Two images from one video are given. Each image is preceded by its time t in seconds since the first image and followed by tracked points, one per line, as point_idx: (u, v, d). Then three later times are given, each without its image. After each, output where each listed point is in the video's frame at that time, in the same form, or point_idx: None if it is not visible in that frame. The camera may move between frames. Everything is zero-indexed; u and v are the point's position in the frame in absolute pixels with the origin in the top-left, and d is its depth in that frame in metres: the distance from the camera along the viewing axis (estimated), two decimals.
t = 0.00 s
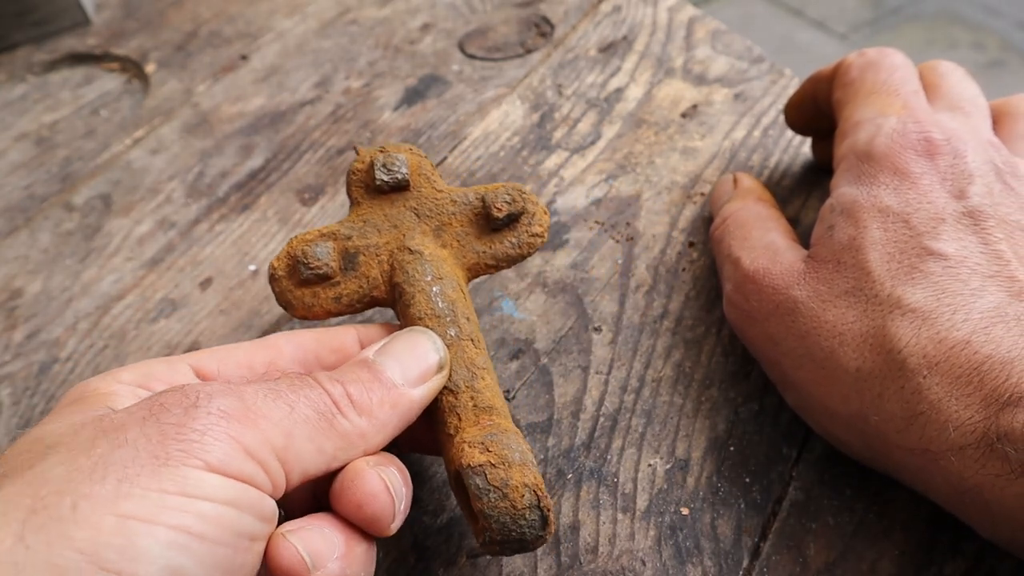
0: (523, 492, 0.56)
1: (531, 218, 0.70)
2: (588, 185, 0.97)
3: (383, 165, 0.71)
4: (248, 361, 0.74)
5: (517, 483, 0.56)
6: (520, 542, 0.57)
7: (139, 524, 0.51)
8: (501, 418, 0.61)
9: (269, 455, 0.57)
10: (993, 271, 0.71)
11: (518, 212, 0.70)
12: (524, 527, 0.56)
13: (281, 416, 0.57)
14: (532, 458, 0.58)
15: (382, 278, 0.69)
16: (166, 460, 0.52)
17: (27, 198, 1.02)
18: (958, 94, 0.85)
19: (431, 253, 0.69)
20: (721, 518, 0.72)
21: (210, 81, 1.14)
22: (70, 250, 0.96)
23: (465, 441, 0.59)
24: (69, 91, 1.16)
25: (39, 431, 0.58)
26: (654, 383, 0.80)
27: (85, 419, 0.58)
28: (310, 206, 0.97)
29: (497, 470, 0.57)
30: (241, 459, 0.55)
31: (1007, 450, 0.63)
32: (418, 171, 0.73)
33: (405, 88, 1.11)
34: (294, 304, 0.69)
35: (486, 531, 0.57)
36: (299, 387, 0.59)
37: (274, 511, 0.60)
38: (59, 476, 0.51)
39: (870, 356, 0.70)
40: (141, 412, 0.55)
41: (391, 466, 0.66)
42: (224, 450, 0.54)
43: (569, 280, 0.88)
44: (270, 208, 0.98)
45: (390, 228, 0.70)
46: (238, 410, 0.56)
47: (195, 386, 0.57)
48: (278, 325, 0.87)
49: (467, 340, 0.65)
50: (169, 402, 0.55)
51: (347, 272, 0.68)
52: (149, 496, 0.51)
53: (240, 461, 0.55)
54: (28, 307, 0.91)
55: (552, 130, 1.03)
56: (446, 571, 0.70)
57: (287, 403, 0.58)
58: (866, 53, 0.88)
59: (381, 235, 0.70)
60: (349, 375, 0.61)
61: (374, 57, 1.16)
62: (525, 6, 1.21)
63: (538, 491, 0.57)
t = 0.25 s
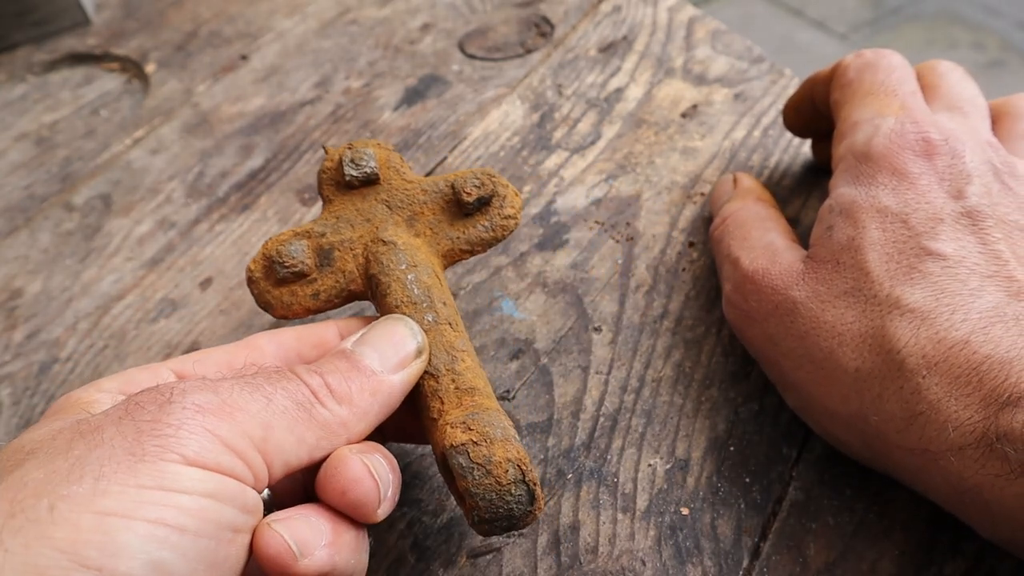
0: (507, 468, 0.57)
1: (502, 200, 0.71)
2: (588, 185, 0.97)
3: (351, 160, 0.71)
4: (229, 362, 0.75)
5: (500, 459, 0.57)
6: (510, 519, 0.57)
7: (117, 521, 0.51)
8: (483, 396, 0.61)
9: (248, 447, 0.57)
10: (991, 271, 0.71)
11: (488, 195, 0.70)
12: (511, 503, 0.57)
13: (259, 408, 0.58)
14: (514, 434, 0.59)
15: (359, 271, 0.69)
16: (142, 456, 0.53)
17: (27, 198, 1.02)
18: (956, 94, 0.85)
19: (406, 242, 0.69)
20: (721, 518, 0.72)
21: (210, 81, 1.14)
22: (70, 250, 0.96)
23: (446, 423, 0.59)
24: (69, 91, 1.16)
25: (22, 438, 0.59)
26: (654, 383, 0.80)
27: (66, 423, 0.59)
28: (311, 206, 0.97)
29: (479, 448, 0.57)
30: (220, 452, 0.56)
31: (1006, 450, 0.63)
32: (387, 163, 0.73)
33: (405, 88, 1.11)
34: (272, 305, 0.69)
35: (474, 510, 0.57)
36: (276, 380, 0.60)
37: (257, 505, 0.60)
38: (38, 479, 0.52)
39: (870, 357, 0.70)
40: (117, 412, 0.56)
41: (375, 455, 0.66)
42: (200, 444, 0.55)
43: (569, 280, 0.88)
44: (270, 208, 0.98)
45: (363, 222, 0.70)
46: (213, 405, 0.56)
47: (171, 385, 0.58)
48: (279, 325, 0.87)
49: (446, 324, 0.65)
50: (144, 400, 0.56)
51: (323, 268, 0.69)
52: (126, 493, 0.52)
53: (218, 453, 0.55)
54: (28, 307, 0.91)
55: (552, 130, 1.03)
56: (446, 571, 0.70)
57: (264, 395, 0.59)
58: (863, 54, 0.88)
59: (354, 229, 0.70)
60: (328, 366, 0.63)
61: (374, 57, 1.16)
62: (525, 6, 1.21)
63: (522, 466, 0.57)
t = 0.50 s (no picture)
0: (504, 468, 0.57)
1: (501, 199, 0.71)
2: (588, 185, 0.97)
3: (349, 160, 0.71)
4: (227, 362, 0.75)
5: (496, 460, 0.57)
6: (507, 520, 0.57)
7: (113, 523, 0.51)
8: (481, 397, 0.61)
9: (245, 448, 0.57)
10: (991, 271, 0.71)
11: (487, 194, 0.70)
12: (508, 503, 0.57)
13: (256, 410, 0.58)
14: (511, 434, 0.59)
15: (357, 271, 0.69)
16: (138, 458, 0.53)
17: (27, 198, 1.02)
18: (956, 94, 0.85)
19: (403, 241, 0.69)
20: (721, 518, 0.72)
21: (210, 81, 1.14)
22: (69, 250, 0.96)
23: (444, 424, 0.59)
24: (69, 91, 1.16)
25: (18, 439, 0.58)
26: (654, 383, 0.80)
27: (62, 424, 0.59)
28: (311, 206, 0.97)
29: (476, 449, 0.57)
30: (216, 454, 0.56)
31: (1006, 450, 0.63)
32: (386, 163, 0.73)
33: (405, 88, 1.11)
34: (271, 305, 0.69)
35: (471, 511, 0.57)
36: (274, 381, 0.60)
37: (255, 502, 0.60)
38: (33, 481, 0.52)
39: (870, 357, 0.70)
40: (113, 414, 0.56)
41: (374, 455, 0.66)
42: (196, 446, 0.55)
43: (569, 280, 0.88)
44: (270, 208, 0.98)
45: (361, 222, 0.70)
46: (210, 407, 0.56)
47: (168, 386, 0.58)
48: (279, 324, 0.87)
49: (443, 324, 0.65)
50: (141, 402, 0.56)
51: (321, 269, 0.69)
52: (122, 495, 0.52)
53: (215, 455, 0.56)
54: (28, 307, 0.91)
55: (552, 130, 1.03)
56: (446, 571, 0.70)
57: (262, 397, 0.59)
58: (863, 54, 0.88)
59: (352, 229, 0.70)
60: (326, 367, 0.63)
61: (374, 57, 1.16)
62: (525, 6, 1.21)
63: (519, 466, 0.57)
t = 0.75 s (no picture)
0: (504, 470, 0.57)
1: (502, 200, 0.71)
2: (588, 185, 0.97)
3: (349, 160, 0.71)
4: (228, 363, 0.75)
5: (497, 461, 0.57)
6: (508, 521, 0.58)
7: (114, 524, 0.51)
8: (482, 398, 0.61)
9: (246, 449, 0.57)
10: (991, 271, 0.71)
11: (488, 195, 0.70)
12: (509, 505, 0.57)
13: (256, 411, 0.58)
14: (512, 435, 0.59)
15: (358, 271, 0.69)
16: (139, 459, 0.53)
17: (27, 198, 1.02)
18: (957, 94, 0.85)
19: (405, 242, 0.69)
20: (721, 518, 0.72)
21: (210, 81, 1.14)
22: (70, 250, 0.96)
23: (444, 424, 0.59)
24: (69, 91, 1.16)
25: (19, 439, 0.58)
26: (654, 383, 0.80)
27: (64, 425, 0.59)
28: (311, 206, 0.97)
29: (477, 450, 0.57)
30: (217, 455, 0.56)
31: (1006, 450, 0.63)
32: (387, 163, 0.73)
33: (405, 88, 1.11)
34: (271, 305, 0.69)
35: (471, 512, 0.57)
36: (275, 382, 0.60)
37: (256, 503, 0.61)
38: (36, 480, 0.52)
39: (870, 357, 0.70)
40: (114, 415, 0.56)
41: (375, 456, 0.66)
42: (197, 447, 0.55)
43: (569, 280, 0.88)
44: (270, 208, 0.98)
45: (362, 222, 0.70)
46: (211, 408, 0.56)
47: (170, 387, 0.58)
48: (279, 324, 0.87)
49: (445, 324, 0.65)
50: (142, 403, 0.56)
51: (322, 269, 0.69)
52: (123, 496, 0.52)
53: (216, 456, 0.56)
54: (28, 307, 0.91)
55: (552, 130, 1.03)
56: (446, 571, 0.70)
57: (263, 398, 0.59)
58: (862, 54, 0.88)
59: (353, 229, 0.70)
60: (326, 368, 0.62)
61: (374, 57, 1.16)
62: (525, 6, 1.21)
63: (520, 468, 0.57)
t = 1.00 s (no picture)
0: (509, 486, 0.57)
1: (508, 199, 0.71)
2: (588, 185, 0.97)
3: (354, 157, 0.71)
4: (232, 364, 0.75)
5: (503, 477, 0.57)
6: (512, 534, 0.58)
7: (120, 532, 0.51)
8: (488, 408, 0.61)
9: (252, 457, 0.57)
10: (991, 271, 0.71)
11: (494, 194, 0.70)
12: (514, 519, 0.57)
13: (263, 419, 0.58)
14: (518, 449, 0.59)
15: (363, 272, 0.69)
16: (146, 466, 0.53)
17: (27, 198, 1.02)
18: (956, 94, 0.85)
19: (410, 243, 0.69)
20: (721, 518, 0.72)
21: (210, 81, 1.14)
22: (70, 250, 0.96)
23: (449, 436, 0.59)
24: (69, 91, 1.16)
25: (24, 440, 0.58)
26: (654, 383, 0.80)
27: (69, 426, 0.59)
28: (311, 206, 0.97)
29: (482, 465, 0.57)
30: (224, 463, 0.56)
31: (1006, 450, 0.63)
32: (392, 159, 0.73)
33: (405, 88, 1.11)
34: (275, 305, 0.69)
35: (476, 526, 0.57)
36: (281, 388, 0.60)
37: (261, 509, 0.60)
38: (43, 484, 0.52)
39: (870, 357, 0.70)
40: (120, 419, 0.56)
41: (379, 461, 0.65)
42: (204, 455, 0.55)
43: (569, 280, 0.88)
44: (270, 208, 0.98)
45: (366, 221, 0.70)
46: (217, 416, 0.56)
47: (177, 393, 0.57)
48: (279, 324, 0.87)
49: (450, 331, 0.66)
50: (148, 408, 0.56)
51: (327, 269, 0.69)
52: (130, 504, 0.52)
53: (222, 464, 0.56)
54: (28, 307, 0.91)
55: (552, 130, 1.03)
56: (446, 571, 0.70)
57: (269, 405, 0.58)
58: (862, 55, 0.88)
59: (357, 228, 0.70)
60: (331, 374, 0.62)
61: (374, 57, 1.16)
62: (525, 6, 1.21)
63: (525, 483, 0.57)
